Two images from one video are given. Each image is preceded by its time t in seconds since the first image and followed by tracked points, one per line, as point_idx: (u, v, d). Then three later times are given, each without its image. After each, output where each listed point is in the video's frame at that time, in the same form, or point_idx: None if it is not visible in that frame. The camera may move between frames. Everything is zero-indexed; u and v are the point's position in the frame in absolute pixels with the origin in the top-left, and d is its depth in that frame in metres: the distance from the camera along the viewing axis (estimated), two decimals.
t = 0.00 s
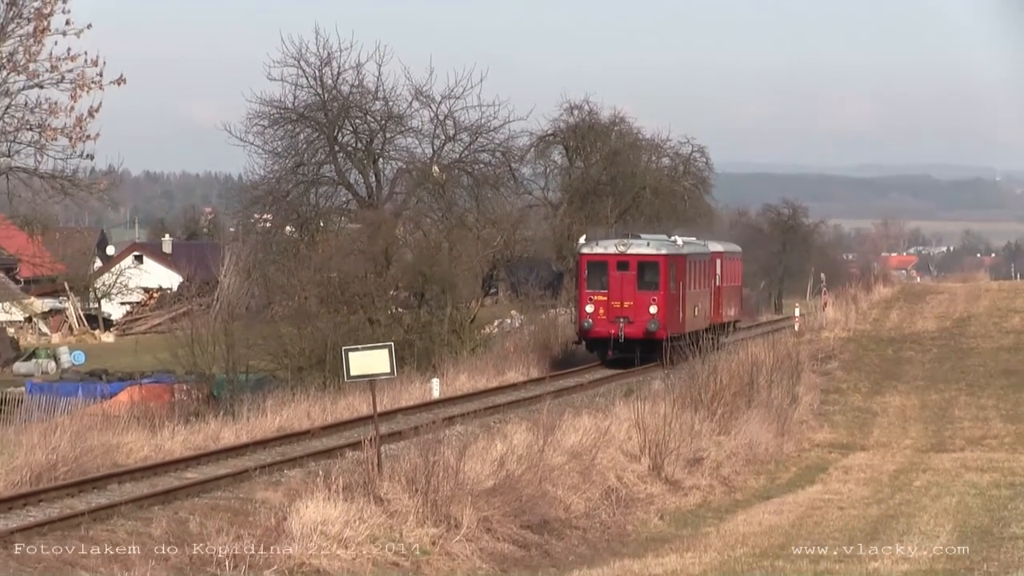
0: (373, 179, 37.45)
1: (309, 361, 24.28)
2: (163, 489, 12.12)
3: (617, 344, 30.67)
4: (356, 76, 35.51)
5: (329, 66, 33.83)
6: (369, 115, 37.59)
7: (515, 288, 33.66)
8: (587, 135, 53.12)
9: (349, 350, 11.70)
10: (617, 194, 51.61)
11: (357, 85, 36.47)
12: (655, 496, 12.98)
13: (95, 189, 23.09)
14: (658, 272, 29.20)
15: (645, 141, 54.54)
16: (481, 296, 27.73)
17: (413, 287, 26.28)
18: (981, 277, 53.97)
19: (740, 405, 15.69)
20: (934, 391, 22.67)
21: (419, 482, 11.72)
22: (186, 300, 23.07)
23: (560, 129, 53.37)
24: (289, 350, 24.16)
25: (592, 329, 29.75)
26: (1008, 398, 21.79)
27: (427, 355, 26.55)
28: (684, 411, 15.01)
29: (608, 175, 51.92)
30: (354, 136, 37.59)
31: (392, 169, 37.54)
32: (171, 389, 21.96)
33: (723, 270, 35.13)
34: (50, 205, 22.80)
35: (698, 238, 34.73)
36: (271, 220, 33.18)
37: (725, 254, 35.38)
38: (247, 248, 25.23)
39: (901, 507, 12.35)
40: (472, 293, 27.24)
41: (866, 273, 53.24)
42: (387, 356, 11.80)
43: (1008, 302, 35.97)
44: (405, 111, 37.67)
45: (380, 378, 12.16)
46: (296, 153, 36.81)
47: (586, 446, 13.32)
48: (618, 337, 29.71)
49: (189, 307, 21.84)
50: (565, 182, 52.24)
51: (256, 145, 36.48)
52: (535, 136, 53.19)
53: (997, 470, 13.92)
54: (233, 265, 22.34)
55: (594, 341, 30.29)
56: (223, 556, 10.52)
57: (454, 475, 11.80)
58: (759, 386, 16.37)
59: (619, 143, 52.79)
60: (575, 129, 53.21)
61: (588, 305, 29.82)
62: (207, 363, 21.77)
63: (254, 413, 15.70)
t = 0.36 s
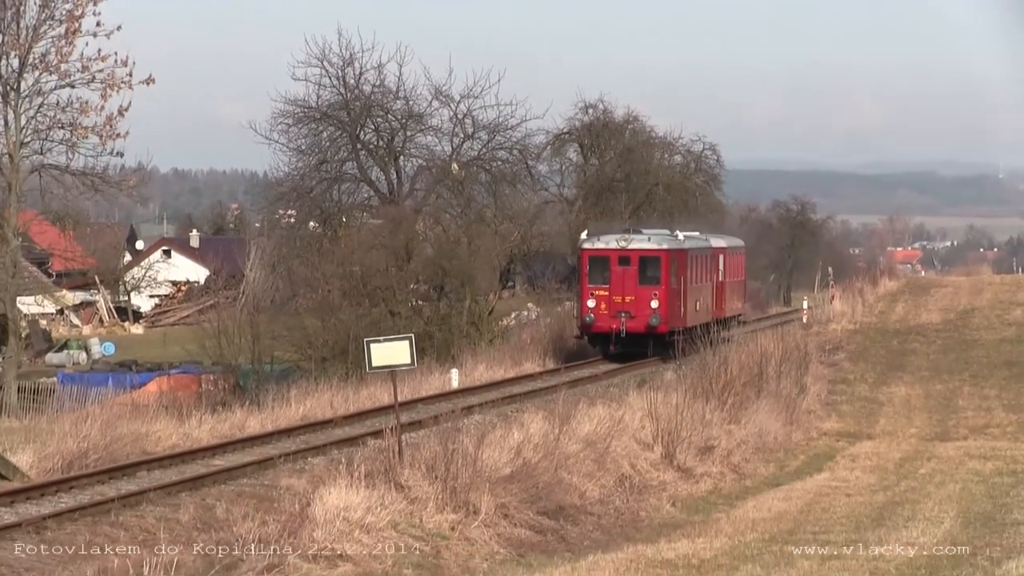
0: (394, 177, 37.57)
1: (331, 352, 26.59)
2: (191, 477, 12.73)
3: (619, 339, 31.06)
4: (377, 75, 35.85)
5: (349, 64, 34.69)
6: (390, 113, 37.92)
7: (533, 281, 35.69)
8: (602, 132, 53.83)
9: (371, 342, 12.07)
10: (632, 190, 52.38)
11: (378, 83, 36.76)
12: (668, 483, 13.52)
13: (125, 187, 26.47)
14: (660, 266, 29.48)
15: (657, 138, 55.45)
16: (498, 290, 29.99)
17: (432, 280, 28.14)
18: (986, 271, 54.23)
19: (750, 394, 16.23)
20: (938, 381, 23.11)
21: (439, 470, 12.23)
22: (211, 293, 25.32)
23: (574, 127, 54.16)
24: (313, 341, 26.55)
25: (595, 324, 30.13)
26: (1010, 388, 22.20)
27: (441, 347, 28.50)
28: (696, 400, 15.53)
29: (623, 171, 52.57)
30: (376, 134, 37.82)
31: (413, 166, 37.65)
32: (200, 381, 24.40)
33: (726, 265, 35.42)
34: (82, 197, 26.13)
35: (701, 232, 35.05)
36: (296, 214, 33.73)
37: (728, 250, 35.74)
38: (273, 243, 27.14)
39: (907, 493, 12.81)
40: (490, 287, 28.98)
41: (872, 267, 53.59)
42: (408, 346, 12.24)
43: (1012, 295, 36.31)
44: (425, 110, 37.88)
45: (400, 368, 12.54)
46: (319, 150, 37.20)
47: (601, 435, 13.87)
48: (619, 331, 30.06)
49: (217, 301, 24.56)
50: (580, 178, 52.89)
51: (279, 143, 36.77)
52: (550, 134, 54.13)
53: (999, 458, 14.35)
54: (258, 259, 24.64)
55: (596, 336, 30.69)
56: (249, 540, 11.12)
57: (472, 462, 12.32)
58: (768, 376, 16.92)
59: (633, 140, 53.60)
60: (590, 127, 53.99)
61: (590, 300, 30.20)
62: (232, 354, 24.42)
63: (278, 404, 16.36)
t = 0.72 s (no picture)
0: (418, 175, 37.56)
1: (356, 346, 27.78)
2: (221, 465, 13.36)
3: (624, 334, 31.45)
4: (403, 76, 35.84)
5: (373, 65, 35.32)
6: (415, 113, 37.79)
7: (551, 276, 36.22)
8: (619, 131, 55.03)
9: (395, 335, 12.47)
10: (648, 186, 53.40)
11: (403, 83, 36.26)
12: (683, 472, 14.04)
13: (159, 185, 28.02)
14: (665, 262, 29.85)
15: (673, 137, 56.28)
16: (518, 285, 30.59)
17: (456, 276, 29.06)
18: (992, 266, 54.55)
19: (763, 386, 16.76)
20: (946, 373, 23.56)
21: (461, 459, 12.73)
22: (243, 288, 27.78)
23: (593, 127, 55.42)
24: (339, 334, 27.78)
25: (599, 320, 30.55)
26: (1016, 380, 22.64)
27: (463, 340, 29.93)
28: (711, 391, 16.06)
29: (639, 169, 53.56)
30: (401, 133, 37.74)
31: (436, 164, 37.66)
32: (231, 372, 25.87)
33: (733, 261, 35.75)
34: (117, 197, 27.71)
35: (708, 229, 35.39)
36: (323, 212, 34.67)
37: (735, 245, 36.09)
38: (303, 240, 29.20)
39: (916, 482, 13.25)
40: (511, 282, 30.04)
41: (881, 263, 54.00)
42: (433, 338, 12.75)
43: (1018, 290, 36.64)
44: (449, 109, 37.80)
45: (425, 358, 12.94)
46: (345, 149, 37.30)
47: (619, 425, 14.41)
48: (625, 327, 30.47)
49: (247, 295, 26.61)
50: (598, 176, 54.24)
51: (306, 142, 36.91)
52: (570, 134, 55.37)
53: (1006, 447, 14.77)
54: (287, 255, 27.00)
55: (602, 331, 31.09)
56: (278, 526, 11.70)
57: (494, 452, 12.80)
58: (780, 369, 17.45)
59: (650, 138, 54.55)
60: (608, 126, 55.24)
61: (595, 295, 30.61)
62: (262, 346, 26.57)
63: (307, 397, 17.02)
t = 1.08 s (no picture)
0: (438, 179, 41.47)
1: (382, 340, 29.79)
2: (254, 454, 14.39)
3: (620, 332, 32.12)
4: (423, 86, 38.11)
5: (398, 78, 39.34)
6: (436, 122, 41.75)
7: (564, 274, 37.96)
8: (628, 139, 56.31)
9: (418, 330, 13.24)
10: (654, 191, 54.93)
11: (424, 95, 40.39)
12: (688, 459, 14.91)
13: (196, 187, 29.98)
14: (659, 262, 30.50)
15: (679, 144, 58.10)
16: (533, 283, 32.50)
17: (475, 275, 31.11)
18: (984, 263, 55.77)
19: (763, 378, 17.70)
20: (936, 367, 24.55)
21: (479, 447, 13.58)
22: (273, 286, 28.97)
23: (604, 134, 56.64)
24: (365, 329, 29.70)
25: (596, 317, 31.21)
26: (1000, 372, 23.67)
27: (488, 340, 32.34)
28: (714, 383, 16.99)
29: (647, 174, 55.21)
30: (422, 141, 41.58)
31: (455, 169, 41.58)
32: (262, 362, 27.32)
33: (727, 263, 36.58)
34: (156, 198, 29.69)
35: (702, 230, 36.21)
36: (348, 214, 37.29)
37: (729, 247, 36.98)
38: (329, 239, 30.28)
39: (908, 467, 14.09)
40: (527, 279, 31.85)
41: (877, 261, 55.19)
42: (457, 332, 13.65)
43: (1007, 286, 37.70)
44: (467, 119, 41.73)
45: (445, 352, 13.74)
46: (371, 155, 40.85)
47: (627, 415, 15.30)
48: (620, 325, 31.12)
49: (276, 292, 27.69)
50: (609, 181, 55.54)
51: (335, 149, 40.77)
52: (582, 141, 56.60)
53: (992, 436, 15.64)
54: (315, 254, 28.03)
55: (599, 329, 31.73)
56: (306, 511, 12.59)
57: (509, 441, 13.65)
58: (778, 362, 18.43)
59: (657, 146, 56.11)
60: (618, 134, 56.46)
61: (591, 294, 31.23)
62: (290, 341, 27.51)
63: (331, 391, 18.01)
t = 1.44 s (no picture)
0: (458, 185, 43.50)
1: (406, 335, 32.48)
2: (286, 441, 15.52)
3: (615, 330, 33.23)
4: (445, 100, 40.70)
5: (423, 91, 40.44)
6: (455, 132, 43.78)
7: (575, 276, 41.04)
8: (635, 149, 57.28)
9: (439, 326, 14.23)
10: (659, 198, 56.10)
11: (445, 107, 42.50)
12: (690, 447, 15.99)
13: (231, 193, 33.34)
14: (652, 263, 31.60)
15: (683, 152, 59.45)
16: (546, 283, 35.82)
17: (492, 275, 34.03)
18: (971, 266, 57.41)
19: (759, 373, 18.89)
20: (920, 366, 25.87)
21: (495, 436, 14.62)
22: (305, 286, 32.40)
23: (611, 144, 57.74)
24: (390, 323, 32.38)
25: (591, 317, 32.35)
26: (979, 372, 25.03)
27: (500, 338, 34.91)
28: (715, 377, 18.15)
29: (652, 181, 56.24)
30: (443, 150, 43.54)
31: (474, 176, 43.63)
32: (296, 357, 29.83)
33: (718, 263, 37.87)
34: (194, 204, 32.99)
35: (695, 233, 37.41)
36: (374, 219, 39.46)
37: (722, 248, 38.28)
38: (358, 243, 33.75)
39: (896, 454, 15.16)
40: (539, 279, 35.13)
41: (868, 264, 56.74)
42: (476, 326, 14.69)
43: (992, 289, 39.28)
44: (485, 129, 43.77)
45: (465, 346, 14.73)
46: (395, 164, 43.05)
47: (634, 406, 16.40)
48: (615, 324, 32.24)
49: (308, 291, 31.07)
50: (617, 188, 56.62)
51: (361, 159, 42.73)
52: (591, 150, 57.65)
53: (972, 426, 16.77)
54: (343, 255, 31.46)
55: (596, 328, 32.84)
56: (335, 495, 13.61)
57: (524, 430, 14.70)
58: (773, 358, 19.64)
59: (662, 155, 57.16)
60: (625, 144, 57.57)
61: (587, 294, 32.39)
62: (320, 334, 30.76)
63: (355, 387, 19.22)
